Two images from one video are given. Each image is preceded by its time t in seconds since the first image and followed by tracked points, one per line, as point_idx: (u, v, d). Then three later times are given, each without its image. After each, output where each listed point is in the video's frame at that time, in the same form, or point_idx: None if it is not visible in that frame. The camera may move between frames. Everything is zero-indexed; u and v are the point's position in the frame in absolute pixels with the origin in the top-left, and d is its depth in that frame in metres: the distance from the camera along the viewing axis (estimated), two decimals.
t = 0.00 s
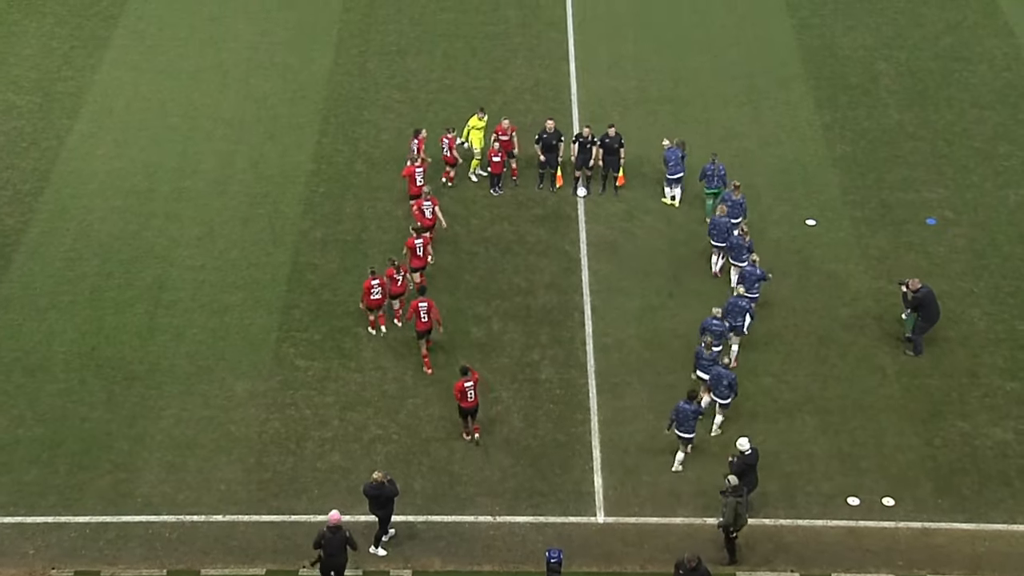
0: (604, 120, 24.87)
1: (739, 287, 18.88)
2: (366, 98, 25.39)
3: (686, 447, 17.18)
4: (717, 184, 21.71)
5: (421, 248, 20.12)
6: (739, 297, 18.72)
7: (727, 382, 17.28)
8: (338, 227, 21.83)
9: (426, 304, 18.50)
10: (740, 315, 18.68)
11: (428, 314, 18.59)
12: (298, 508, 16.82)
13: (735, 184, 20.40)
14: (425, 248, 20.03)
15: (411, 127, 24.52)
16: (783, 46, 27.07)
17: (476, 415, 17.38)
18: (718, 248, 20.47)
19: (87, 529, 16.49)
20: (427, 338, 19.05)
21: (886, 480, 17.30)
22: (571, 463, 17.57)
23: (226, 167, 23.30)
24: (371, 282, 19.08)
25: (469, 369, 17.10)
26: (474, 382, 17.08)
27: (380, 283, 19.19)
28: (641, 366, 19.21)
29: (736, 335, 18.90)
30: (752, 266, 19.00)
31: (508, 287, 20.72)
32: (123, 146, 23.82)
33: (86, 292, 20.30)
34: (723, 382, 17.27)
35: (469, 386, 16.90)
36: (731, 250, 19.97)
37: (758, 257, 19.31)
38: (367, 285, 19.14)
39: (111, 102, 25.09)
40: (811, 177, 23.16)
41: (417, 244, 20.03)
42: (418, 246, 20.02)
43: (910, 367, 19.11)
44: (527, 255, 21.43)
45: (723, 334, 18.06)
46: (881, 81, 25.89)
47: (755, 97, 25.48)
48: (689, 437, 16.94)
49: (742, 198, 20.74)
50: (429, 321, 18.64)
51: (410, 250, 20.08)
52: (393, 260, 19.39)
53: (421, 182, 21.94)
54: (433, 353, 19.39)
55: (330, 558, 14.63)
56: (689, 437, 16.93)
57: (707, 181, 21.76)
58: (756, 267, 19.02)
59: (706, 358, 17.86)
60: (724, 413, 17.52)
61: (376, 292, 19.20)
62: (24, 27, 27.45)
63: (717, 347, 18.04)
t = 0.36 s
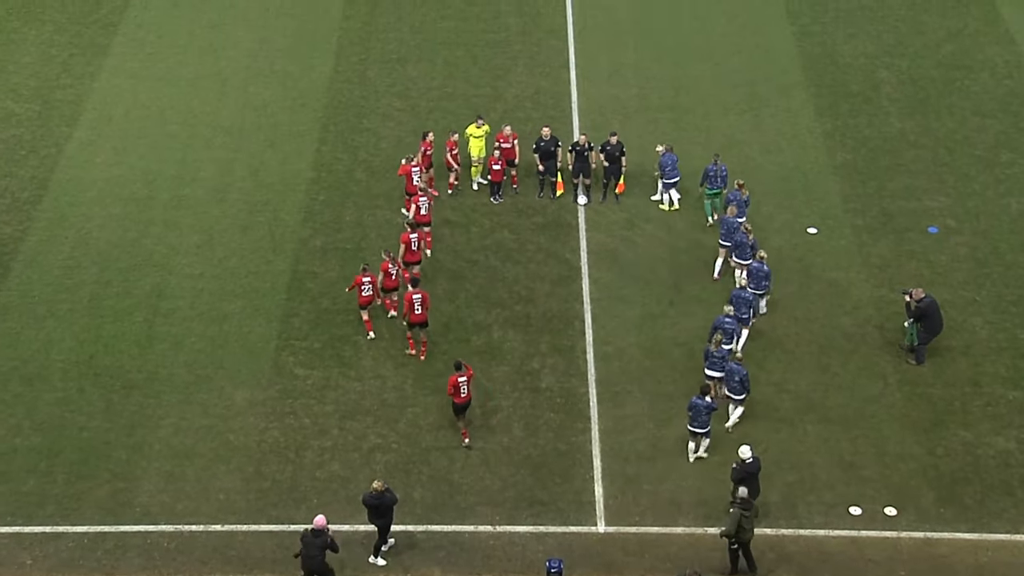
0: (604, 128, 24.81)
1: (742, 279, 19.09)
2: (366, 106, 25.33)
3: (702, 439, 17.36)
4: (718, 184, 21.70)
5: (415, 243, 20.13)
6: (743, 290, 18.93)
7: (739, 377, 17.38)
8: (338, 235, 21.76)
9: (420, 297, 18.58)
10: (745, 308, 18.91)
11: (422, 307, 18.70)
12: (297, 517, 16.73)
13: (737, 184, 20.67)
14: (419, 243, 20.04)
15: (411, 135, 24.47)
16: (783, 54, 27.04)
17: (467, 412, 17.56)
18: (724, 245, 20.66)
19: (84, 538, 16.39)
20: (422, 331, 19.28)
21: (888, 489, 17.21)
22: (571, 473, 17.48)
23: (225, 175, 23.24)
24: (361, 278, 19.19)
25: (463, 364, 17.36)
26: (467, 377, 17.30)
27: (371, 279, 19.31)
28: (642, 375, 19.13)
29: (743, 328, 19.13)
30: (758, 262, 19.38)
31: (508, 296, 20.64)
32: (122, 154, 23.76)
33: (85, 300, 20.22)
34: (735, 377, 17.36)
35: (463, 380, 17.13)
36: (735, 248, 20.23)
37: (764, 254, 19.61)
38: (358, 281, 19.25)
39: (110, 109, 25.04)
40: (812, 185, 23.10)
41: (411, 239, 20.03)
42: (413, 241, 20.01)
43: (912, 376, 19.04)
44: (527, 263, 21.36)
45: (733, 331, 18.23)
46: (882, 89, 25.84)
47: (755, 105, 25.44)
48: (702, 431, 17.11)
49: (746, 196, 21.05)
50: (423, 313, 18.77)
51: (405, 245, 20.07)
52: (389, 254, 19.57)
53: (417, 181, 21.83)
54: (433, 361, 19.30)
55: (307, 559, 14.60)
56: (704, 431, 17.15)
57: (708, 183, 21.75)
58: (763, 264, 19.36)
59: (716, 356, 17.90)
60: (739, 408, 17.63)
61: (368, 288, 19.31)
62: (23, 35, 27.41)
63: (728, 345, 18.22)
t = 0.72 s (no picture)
0: (605, 136, 24.76)
1: (751, 276, 19.19)
2: (366, 114, 25.29)
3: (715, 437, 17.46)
4: (716, 186, 21.83)
5: (406, 242, 20.26)
6: (750, 286, 19.05)
7: (754, 375, 17.57)
8: (337, 244, 21.70)
9: (408, 294, 18.76)
10: (752, 304, 19.07)
11: (410, 304, 18.88)
12: (296, 527, 16.65)
13: (737, 183, 20.80)
14: (409, 242, 20.17)
15: (411, 143, 24.42)
16: (784, 62, 26.99)
17: (460, 405, 17.73)
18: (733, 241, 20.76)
19: (82, 549, 16.32)
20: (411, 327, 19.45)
21: (890, 499, 17.12)
22: (571, 482, 17.39)
23: (224, 183, 23.19)
24: (353, 273, 19.43)
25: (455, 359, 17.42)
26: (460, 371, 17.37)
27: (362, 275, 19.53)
28: (642, 384, 19.05)
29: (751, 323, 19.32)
30: (770, 260, 19.35)
31: (508, 305, 20.57)
32: (122, 162, 23.72)
33: (83, 309, 20.17)
34: (751, 375, 17.54)
35: (456, 374, 17.20)
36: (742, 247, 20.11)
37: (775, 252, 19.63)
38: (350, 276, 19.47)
39: (109, 118, 25.01)
40: (813, 194, 23.03)
41: (401, 238, 20.17)
42: (403, 240, 20.14)
43: (913, 385, 18.96)
44: (527, 272, 21.29)
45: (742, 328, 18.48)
46: (884, 97, 25.79)
47: (756, 114, 25.38)
48: (717, 428, 17.19)
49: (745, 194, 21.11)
50: (411, 310, 18.93)
51: (396, 244, 20.21)
52: (379, 251, 19.69)
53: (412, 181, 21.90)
54: (433, 370, 19.23)
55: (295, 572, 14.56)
56: (719, 429, 17.22)
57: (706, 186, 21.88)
58: (774, 262, 19.40)
59: (727, 354, 17.88)
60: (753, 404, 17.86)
61: (359, 284, 19.50)
62: (22, 44, 27.38)
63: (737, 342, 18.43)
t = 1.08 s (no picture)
0: (605, 145, 24.72)
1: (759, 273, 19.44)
2: (366, 123, 25.26)
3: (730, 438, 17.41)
4: (708, 190, 21.97)
5: (398, 240, 20.52)
6: (758, 283, 19.28)
7: (770, 372, 17.62)
8: (337, 252, 21.64)
9: (398, 290, 18.97)
10: (761, 300, 19.30)
11: (400, 300, 19.08)
12: (295, 538, 16.56)
13: (737, 184, 21.18)
14: (401, 240, 20.42)
15: (411, 152, 24.38)
16: (785, 71, 26.97)
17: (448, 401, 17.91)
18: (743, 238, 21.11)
19: (80, 559, 16.23)
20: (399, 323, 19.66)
21: (892, 509, 17.03)
22: (572, 492, 17.31)
23: (224, 192, 23.15)
24: (343, 270, 19.62)
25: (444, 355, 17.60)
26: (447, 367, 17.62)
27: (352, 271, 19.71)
28: (643, 394, 18.98)
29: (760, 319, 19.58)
30: (776, 259, 19.55)
31: (508, 313, 20.51)
32: (121, 171, 23.68)
33: (82, 318, 20.11)
34: (767, 372, 17.60)
35: (443, 370, 17.45)
36: (751, 247, 20.47)
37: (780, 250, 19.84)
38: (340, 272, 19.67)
39: (109, 127, 24.98)
40: (814, 203, 22.98)
41: (394, 236, 20.42)
42: (395, 238, 20.39)
43: (915, 395, 18.88)
44: (528, 281, 21.23)
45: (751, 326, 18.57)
46: (885, 106, 25.75)
47: (757, 122, 25.35)
48: (733, 427, 17.14)
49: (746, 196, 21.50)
50: (400, 306, 19.13)
51: (388, 241, 20.47)
52: (370, 249, 19.88)
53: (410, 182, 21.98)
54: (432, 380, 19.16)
55: None
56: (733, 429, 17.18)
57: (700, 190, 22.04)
58: (781, 261, 19.60)
59: (733, 353, 18.19)
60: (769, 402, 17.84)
61: (349, 279, 19.71)
62: (21, 52, 27.37)
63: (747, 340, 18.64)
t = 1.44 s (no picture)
0: (607, 154, 24.66)
1: (765, 269, 19.54)
2: (367, 131, 25.21)
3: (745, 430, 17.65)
4: (703, 194, 21.96)
5: (392, 237, 20.72)
6: (765, 278, 19.35)
7: (783, 368, 17.72)
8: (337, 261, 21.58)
9: (392, 284, 19.18)
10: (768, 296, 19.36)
11: (394, 294, 19.32)
12: (295, 548, 16.46)
13: (737, 184, 21.17)
14: (396, 237, 20.62)
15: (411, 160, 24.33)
16: (787, 79, 26.93)
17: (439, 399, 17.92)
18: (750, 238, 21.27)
19: (79, 570, 16.13)
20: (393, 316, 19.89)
21: (895, 520, 16.93)
22: (573, 502, 17.21)
23: (224, 200, 23.10)
24: (337, 265, 19.76)
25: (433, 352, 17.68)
26: (439, 364, 17.65)
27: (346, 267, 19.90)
28: (644, 403, 18.89)
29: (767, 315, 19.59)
30: (787, 258, 19.90)
31: (509, 322, 20.43)
32: (121, 180, 23.63)
33: (82, 327, 20.04)
34: (779, 367, 17.70)
35: (435, 367, 17.47)
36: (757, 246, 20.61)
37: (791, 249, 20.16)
38: (334, 269, 19.82)
39: (109, 135, 24.94)
40: (816, 211, 22.91)
41: (388, 232, 20.62)
42: (389, 235, 20.59)
43: (918, 405, 18.79)
44: (529, 290, 21.16)
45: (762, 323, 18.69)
46: (887, 115, 25.69)
47: (759, 130, 25.29)
48: (746, 422, 17.32)
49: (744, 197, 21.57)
50: (394, 299, 19.38)
51: (382, 238, 20.67)
52: (365, 244, 20.10)
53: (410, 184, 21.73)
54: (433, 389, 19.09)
55: None
56: (748, 423, 17.38)
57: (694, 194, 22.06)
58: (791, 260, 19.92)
59: (741, 349, 18.02)
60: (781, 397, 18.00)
61: (343, 275, 19.87)
62: (21, 60, 27.34)
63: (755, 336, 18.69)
